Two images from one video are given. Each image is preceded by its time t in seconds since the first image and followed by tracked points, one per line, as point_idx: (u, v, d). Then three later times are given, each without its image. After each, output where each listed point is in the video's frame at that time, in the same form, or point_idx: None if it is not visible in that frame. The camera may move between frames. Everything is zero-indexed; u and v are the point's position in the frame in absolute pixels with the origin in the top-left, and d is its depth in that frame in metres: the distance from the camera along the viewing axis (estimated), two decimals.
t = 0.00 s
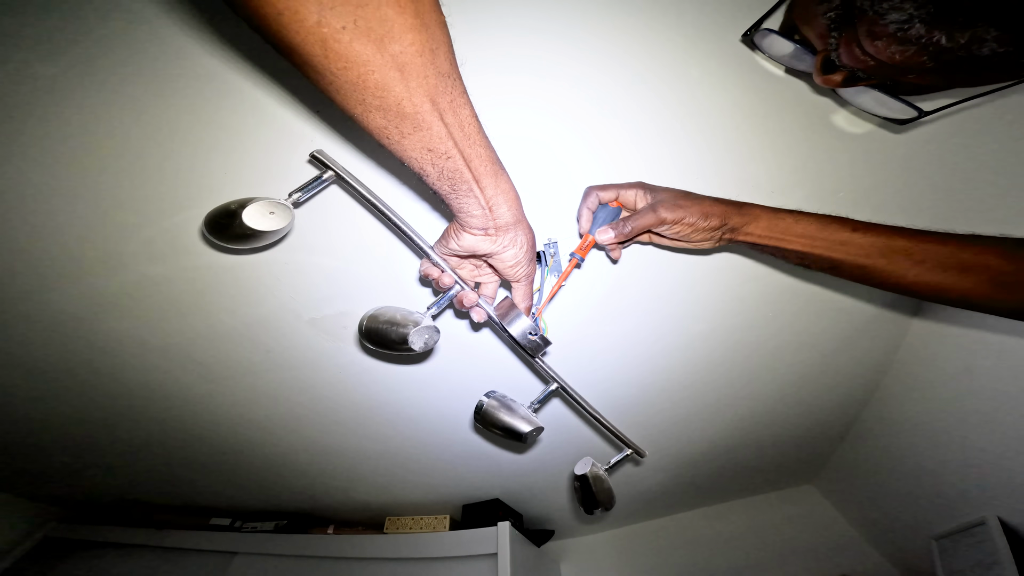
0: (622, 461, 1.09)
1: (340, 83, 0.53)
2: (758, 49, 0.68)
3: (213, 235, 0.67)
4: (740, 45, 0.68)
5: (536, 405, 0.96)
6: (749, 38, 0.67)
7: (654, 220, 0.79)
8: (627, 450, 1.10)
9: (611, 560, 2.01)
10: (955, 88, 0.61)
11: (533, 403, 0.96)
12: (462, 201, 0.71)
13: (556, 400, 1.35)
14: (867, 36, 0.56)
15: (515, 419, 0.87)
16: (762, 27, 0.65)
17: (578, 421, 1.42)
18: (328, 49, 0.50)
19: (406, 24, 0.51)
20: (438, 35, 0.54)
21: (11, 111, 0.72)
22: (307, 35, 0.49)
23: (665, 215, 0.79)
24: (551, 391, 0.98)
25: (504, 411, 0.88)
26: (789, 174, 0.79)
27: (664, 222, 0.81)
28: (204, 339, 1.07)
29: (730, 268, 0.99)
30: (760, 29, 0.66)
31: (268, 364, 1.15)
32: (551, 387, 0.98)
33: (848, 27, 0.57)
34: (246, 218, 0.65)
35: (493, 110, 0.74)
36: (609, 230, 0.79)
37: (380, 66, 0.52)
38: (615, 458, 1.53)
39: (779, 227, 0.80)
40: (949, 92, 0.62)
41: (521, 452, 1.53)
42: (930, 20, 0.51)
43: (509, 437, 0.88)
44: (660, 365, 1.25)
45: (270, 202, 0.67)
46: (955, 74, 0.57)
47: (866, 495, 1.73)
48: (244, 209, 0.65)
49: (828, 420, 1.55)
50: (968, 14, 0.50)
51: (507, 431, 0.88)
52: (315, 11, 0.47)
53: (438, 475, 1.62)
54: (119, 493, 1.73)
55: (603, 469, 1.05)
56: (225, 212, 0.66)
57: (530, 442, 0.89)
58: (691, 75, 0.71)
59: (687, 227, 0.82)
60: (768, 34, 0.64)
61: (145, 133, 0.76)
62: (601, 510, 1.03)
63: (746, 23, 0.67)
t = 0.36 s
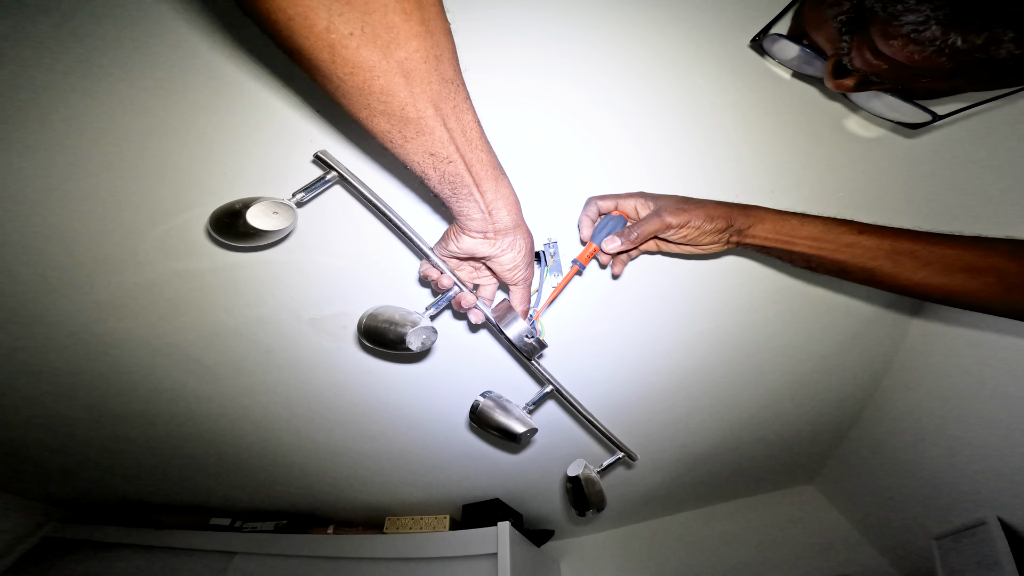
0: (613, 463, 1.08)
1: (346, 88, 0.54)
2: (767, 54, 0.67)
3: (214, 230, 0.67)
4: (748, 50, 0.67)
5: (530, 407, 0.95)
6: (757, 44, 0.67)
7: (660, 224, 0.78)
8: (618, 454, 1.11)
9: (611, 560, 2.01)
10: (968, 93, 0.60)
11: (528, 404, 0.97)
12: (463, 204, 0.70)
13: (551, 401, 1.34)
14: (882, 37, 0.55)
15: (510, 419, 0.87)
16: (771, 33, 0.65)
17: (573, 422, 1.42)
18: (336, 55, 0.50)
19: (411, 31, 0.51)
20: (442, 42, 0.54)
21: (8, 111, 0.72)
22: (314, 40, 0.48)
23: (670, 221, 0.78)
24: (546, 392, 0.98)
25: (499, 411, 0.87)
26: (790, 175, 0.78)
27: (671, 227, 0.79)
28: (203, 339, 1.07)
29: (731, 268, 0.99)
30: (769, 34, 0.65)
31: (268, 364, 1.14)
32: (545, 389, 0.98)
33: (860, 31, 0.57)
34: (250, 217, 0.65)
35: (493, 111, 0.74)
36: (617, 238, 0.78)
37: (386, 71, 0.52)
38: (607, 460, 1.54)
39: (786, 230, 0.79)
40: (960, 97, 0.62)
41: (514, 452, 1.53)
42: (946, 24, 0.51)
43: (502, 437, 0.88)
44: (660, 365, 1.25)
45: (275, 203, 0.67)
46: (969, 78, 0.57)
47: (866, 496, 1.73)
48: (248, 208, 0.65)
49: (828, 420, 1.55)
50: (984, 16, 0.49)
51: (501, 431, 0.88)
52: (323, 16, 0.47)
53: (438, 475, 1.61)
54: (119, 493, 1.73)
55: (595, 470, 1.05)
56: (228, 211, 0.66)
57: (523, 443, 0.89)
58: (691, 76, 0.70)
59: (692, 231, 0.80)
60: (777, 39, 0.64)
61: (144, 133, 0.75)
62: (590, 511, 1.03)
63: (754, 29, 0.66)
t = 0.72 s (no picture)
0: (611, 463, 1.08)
1: (359, 94, 0.54)
2: (774, 54, 0.67)
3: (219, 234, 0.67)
4: (756, 50, 0.67)
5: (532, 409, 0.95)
6: (764, 44, 0.66)
7: (651, 223, 0.78)
8: (615, 455, 1.11)
9: (611, 560, 2.01)
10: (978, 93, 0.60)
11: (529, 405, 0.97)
12: (468, 209, 0.70)
13: (551, 403, 1.34)
14: (885, 41, 0.56)
15: (510, 421, 0.87)
16: (778, 33, 0.64)
17: (573, 424, 1.42)
18: (350, 61, 0.50)
19: (423, 38, 0.51)
20: (452, 49, 0.55)
21: (7, 112, 0.72)
22: (330, 47, 0.49)
23: (660, 216, 0.78)
24: (546, 394, 0.99)
25: (500, 412, 0.87)
26: (791, 175, 0.78)
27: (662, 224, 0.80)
28: (203, 339, 1.07)
29: (730, 269, 0.99)
30: (775, 35, 0.64)
31: (268, 364, 1.14)
32: (546, 391, 0.98)
33: (867, 32, 0.57)
34: (255, 222, 0.65)
35: (495, 112, 0.74)
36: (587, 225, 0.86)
37: (397, 78, 0.52)
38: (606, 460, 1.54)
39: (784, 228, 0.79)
40: (969, 97, 0.61)
41: (514, 452, 1.53)
42: (949, 28, 0.51)
43: (502, 438, 0.88)
44: (660, 366, 1.24)
45: (279, 206, 0.67)
46: (978, 79, 0.57)
47: (867, 496, 1.72)
48: (253, 213, 0.65)
49: (829, 421, 1.55)
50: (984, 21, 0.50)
51: (501, 432, 0.88)
52: (340, 23, 0.48)
53: (438, 475, 1.61)
54: (119, 493, 1.73)
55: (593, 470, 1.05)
56: (233, 215, 0.65)
57: (524, 444, 0.89)
58: (692, 77, 0.70)
59: (685, 229, 0.81)
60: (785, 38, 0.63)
61: (145, 135, 0.75)
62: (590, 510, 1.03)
63: (761, 29, 0.65)
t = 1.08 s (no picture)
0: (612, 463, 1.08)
1: (358, 88, 0.55)
2: (775, 54, 0.66)
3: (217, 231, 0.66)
4: (757, 50, 0.66)
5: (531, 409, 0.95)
6: (766, 42, 0.65)
7: (644, 228, 0.83)
8: (617, 455, 1.11)
9: (611, 560, 2.01)
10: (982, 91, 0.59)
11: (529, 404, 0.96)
12: (466, 205, 0.70)
13: (551, 402, 1.34)
14: (887, 39, 0.57)
15: (510, 421, 0.87)
16: (779, 32, 0.64)
17: (573, 424, 1.42)
18: (349, 55, 0.51)
19: (421, 33, 0.51)
20: (451, 44, 0.55)
21: (8, 112, 0.72)
22: (331, 40, 0.50)
23: (655, 223, 0.83)
24: (545, 394, 0.98)
25: (499, 412, 0.87)
26: (791, 176, 0.77)
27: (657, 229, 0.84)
28: (203, 339, 1.07)
29: (730, 270, 0.98)
30: (777, 34, 0.64)
31: (268, 364, 1.14)
32: (545, 390, 0.98)
33: (868, 31, 0.57)
34: (252, 220, 0.65)
35: (495, 112, 0.74)
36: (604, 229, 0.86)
37: (396, 73, 0.52)
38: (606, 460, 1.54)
39: (780, 231, 0.82)
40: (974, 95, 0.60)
41: (514, 452, 1.52)
42: (949, 26, 0.52)
43: (503, 438, 0.88)
44: (660, 366, 1.24)
45: (277, 203, 0.67)
46: (978, 77, 0.57)
47: (867, 497, 1.72)
48: (250, 210, 0.65)
49: (828, 421, 1.55)
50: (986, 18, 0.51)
51: (502, 433, 0.88)
52: (339, 17, 0.48)
53: (438, 475, 1.61)
54: (119, 493, 1.73)
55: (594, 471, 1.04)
56: (231, 212, 0.65)
57: (524, 444, 0.88)
58: (693, 77, 0.70)
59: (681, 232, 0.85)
60: (786, 37, 0.63)
61: (144, 134, 0.75)
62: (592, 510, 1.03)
63: (763, 28, 0.65)
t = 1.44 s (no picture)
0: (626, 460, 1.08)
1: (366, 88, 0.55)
2: (779, 55, 0.66)
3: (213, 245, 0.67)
4: (760, 50, 0.66)
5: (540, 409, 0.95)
6: (769, 43, 0.65)
7: (645, 220, 0.82)
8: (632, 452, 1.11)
9: (611, 560, 2.01)
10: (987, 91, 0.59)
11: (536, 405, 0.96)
12: (471, 204, 0.73)
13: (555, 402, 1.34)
14: (894, 37, 0.57)
15: (520, 423, 0.87)
16: (782, 33, 0.64)
17: (579, 423, 1.42)
18: (360, 55, 0.52)
19: (428, 36, 0.52)
20: (456, 46, 0.56)
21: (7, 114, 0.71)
22: (340, 41, 0.50)
23: (658, 215, 0.82)
24: (553, 393, 0.99)
25: (508, 416, 0.87)
26: (791, 174, 0.77)
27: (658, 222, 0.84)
28: (203, 339, 1.07)
29: (730, 268, 0.98)
30: (780, 34, 0.64)
31: (268, 364, 1.14)
32: (553, 390, 0.98)
33: (874, 30, 0.57)
34: (246, 230, 0.65)
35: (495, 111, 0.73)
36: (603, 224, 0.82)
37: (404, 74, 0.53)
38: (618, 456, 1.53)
39: (779, 226, 0.82)
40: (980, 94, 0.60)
41: (523, 453, 1.53)
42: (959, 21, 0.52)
43: (513, 441, 0.88)
44: (660, 365, 1.24)
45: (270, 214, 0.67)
46: (983, 77, 0.56)
47: (867, 498, 1.72)
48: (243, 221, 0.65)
49: (828, 421, 1.54)
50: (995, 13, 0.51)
51: (512, 435, 0.87)
52: (350, 19, 0.49)
53: (438, 476, 1.61)
54: (119, 493, 1.73)
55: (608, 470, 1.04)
56: (225, 225, 0.66)
57: (535, 445, 0.88)
58: (694, 77, 0.70)
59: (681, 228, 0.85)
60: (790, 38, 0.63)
61: (143, 134, 0.75)
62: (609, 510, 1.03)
63: (765, 29, 0.65)
